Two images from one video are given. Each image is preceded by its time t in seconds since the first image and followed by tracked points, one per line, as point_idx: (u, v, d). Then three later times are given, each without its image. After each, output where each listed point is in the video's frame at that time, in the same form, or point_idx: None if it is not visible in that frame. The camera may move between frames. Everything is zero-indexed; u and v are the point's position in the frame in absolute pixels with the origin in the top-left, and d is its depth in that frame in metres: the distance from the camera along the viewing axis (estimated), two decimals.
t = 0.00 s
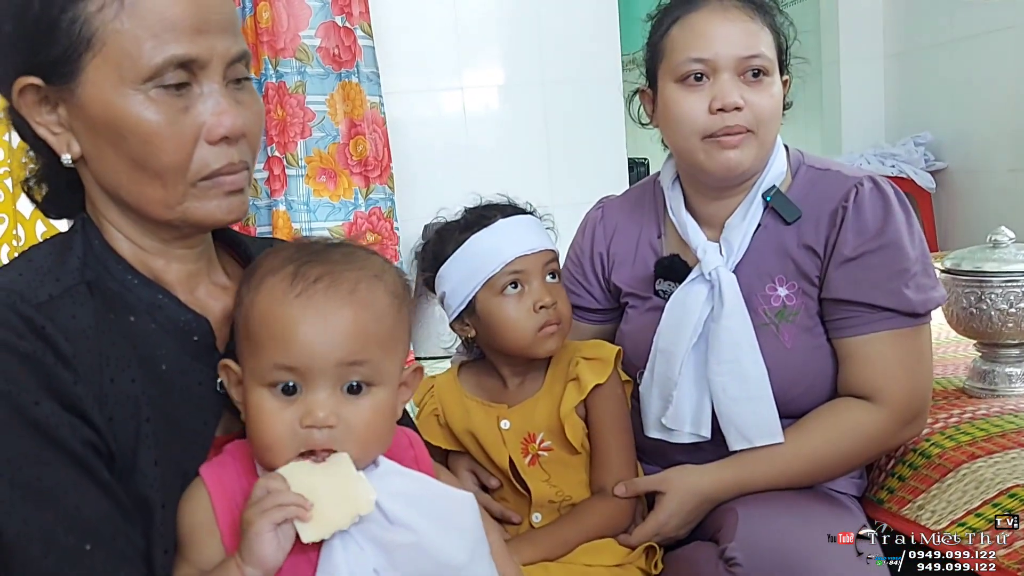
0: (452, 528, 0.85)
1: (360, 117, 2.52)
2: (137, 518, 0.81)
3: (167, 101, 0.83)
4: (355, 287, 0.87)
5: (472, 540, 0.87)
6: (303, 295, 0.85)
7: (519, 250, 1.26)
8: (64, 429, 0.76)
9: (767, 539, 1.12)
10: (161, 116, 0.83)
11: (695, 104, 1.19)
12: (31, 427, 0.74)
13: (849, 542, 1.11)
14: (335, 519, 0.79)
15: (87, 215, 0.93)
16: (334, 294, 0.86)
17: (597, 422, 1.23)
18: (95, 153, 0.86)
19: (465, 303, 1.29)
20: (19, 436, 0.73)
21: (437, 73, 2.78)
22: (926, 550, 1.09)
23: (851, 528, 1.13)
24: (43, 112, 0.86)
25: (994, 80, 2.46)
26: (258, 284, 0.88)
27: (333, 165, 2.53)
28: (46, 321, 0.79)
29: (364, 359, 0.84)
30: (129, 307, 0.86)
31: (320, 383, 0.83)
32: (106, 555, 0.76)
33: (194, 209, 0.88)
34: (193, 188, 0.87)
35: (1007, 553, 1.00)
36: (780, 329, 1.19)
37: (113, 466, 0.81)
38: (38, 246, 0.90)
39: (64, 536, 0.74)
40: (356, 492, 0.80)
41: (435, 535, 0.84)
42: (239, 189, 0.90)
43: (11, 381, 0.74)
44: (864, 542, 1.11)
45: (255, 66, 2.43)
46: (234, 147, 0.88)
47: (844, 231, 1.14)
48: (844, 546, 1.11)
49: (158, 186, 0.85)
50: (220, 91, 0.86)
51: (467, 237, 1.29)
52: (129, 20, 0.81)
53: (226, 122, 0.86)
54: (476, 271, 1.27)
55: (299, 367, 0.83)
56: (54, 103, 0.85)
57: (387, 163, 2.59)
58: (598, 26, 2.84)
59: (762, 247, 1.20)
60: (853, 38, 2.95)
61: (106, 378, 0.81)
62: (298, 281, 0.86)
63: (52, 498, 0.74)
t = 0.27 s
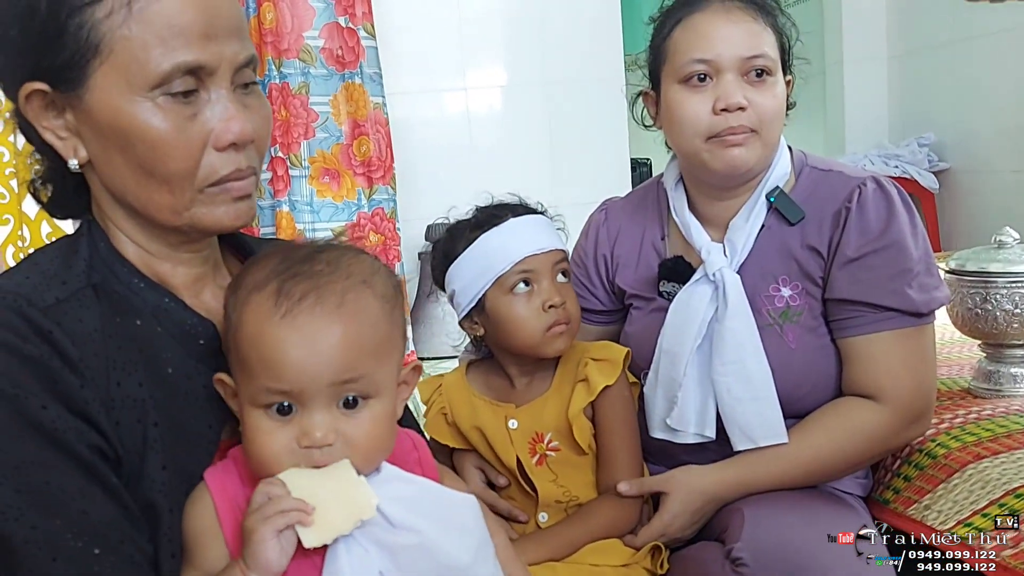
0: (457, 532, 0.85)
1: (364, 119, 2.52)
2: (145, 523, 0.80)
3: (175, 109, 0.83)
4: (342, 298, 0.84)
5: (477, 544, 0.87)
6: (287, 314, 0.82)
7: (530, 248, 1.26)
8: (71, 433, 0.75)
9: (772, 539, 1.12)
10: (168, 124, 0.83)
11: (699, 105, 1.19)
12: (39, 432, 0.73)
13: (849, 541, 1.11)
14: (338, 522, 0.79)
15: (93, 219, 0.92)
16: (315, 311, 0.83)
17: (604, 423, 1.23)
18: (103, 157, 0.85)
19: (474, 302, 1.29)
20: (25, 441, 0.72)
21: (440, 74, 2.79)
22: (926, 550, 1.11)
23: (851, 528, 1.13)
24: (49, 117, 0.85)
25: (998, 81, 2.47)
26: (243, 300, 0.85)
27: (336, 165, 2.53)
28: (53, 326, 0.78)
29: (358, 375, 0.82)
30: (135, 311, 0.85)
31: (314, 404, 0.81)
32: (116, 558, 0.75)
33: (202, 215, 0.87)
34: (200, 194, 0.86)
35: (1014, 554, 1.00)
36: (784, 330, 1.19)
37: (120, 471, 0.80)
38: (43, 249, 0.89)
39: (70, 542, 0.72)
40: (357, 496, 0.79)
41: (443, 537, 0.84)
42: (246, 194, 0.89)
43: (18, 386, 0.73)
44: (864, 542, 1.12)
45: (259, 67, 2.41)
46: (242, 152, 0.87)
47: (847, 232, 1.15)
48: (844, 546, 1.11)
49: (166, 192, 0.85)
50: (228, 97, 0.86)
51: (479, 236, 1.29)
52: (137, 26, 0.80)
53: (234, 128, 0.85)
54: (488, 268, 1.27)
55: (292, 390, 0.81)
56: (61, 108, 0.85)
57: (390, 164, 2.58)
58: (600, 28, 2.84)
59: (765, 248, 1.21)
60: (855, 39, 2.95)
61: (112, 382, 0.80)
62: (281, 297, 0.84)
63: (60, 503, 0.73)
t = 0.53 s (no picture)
0: (456, 533, 0.86)
1: (366, 118, 2.52)
2: (146, 523, 0.80)
3: (177, 109, 0.83)
4: (344, 300, 0.84)
5: (479, 546, 0.87)
6: (290, 316, 0.82)
7: (534, 248, 1.26)
8: (75, 431, 0.75)
9: (774, 540, 1.12)
10: (171, 124, 0.82)
11: (710, 102, 1.19)
12: (43, 431, 0.74)
13: (849, 542, 1.11)
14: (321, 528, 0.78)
15: (97, 218, 0.92)
16: (317, 313, 0.82)
17: (607, 423, 1.24)
18: (106, 158, 0.85)
19: (478, 301, 1.30)
20: (30, 441, 0.73)
21: (442, 73, 2.79)
22: (926, 550, 1.11)
23: (851, 528, 1.13)
24: (53, 117, 0.85)
25: (1000, 82, 2.46)
26: (244, 302, 0.85)
27: (339, 164, 2.52)
28: (56, 325, 0.78)
29: (363, 376, 0.83)
30: (138, 310, 0.85)
31: (319, 407, 0.81)
32: (120, 556, 0.75)
33: (205, 214, 0.87)
34: (203, 193, 0.86)
35: (1014, 556, 1.00)
36: (789, 329, 1.20)
37: (123, 470, 0.80)
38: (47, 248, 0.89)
39: (73, 540, 0.73)
40: (339, 506, 0.79)
41: (441, 538, 0.84)
42: (249, 194, 0.89)
43: (22, 385, 0.74)
44: (864, 542, 1.12)
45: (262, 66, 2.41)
46: (245, 152, 0.87)
47: (853, 233, 1.15)
48: (844, 546, 1.11)
49: (170, 193, 0.85)
50: (231, 97, 0.85)
51: (484, 235, 1.30)
52: (140, 27, 0.80)
53: (237, 128, 0.85)
54: (492, 267, 1.27)
55: (297, 394, 0.80)
56: (65, 109, 0.85)
57: (392, 163, 2.59)
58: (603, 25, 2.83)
59: (771, 248, 1.21)
60: (858, 39, 2.95)
61: (116, 381, 0.80)
62: (284, 299, 0.83)
63: (64, 503, 0.73)
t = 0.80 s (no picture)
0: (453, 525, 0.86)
1: (365, 117, 2.51)
2: (145, 522, 0.80)
3: (172, 112, 0.83)
4: (371, 300, 0.85)
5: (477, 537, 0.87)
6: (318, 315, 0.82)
7: (532, 247, 1.26)
8: (74, 432, 0.75)
9: (772, 540, 1.12)
10: (167, 126, 0.82)
11: (714, 98, 1.20)
12: (41, 431, 0.74)
13: (848, 541, 1.12)
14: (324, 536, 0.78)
15: (94, 219, 0.92)
16: (343, 313, 0.83)
17: (605, 423, 1.24)
18: (102, 160, 0.85)
19: (476, 300, 1.30)
20: (30, 440, 0.73)
21: (441, 72, 2.79)
22: (926, 550, 1.11)
23: (851, 528, 1.14)
24: (49, 119, 0.85)
25: (999, 83, 2.47)
26: (268, 297, 0.83)
27: (338, 164, 2.51)
28: (55, 325, 0.79)
29: (388, 376, 0.84)
30: (134, 310, 0.85)
31: (346, 406, 0.81)
32: (119, 555, 0.75)
33: (200, 216, 0.87)
34: (198, 196, 0.86)
35: (1012, 557, 1.00)
36: (790, 329, 1.20)
37: (122, 469, 0.80)
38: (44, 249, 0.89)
39: (72, 539, 0.73)
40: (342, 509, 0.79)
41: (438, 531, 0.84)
42: (243, 196, 0.89)
43: (21, 385, 0.74)
44: (864, 542, 1.12)
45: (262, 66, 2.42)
46: (239, 154, 0.87)
47: (855, 233, 1.15)
48: (844, 546, 1.11)
49: (165, 194, 0.85)
50: (226, 99, 0.86)
51: (481, 235, 1.30)
52: (135, 30, 0.80)
53: (232, 130, 0.85)
54: (490, 266, 1.27)
55: (328, 392, 0.81)
56: (61, 110, 0.84)
57: (392, 163, 2.57)
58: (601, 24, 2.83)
59: (772, 248, 1.21)
60: (857, 39, 2.95)
61: (114, 380, 0.81)
62: (316, 298, 0.83)
63: (62, 502, 0.73)
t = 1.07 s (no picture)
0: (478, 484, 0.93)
1: (367, 118, 2.50)
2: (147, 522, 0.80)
3: (172, 116, 0.83)
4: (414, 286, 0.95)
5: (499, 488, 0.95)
6: (371, 289, 0.88)
7: (535, 250, 1.27)
8: (76, 432, 0.75)
9: (772, 540, 1.13)
10: (166, 131, 0.82)
11: (717, 98, 1.20)
12: (44, 432, 0.74)
13: (849, 541, 1.12)
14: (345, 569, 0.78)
15: (96, 221, 0.92)
16: (385, 285, 0.90)
17: (606, 425, 1.24)
18: (102, 164, 0.85)
19: (476, 301, 1.30)
20: (33, 441, 0.73)
21: (443, 74, 2.79)
22: (926, 550, 1.11)
23: (851, 528, 1.14)
24: (51, 122, 0.85)
25: (999, 86, 2.47)
26: (362, 292, 0.88)
27: (340, 165, 2.51)
28: (57, 328, 0.79)
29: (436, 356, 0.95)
30: (135, 312, 0.85)
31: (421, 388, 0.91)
32: (122, 555, 0.75)
33: (200, 220, 0.87)
34: (197, 200, 0.86)
35: (1012, 557, 1.00)
36: (791, 332, 1.20)
37: (124, 470, 0.80)
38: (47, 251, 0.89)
39: (75, 538, 0.72)
40: None
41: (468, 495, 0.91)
42: (243, 200, 0.89)
43: (24, 386, 0.74)
44: (864, 542, 1.12)
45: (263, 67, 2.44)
46: (239, 158, 0.87)
47: (857, 236, 1.16)
48: (844, 546, 1.11)
49: (165, 199, 0.85)
50: (225, 104, 0.86)
51: (483, 236, 1.30)
52: (134, 36, 0.80)
53: (231, 135, 0.85)
54: (491, 268, 1.27)
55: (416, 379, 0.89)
56: (62, 114, 0.84)
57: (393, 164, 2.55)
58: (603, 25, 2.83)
59: (773, 251, 1.22)
60: (858, 41, 2.95)
61: (115, 381, 0.81)
62: (397, 291, 0.90)
63: (65, 503, 0.73)
